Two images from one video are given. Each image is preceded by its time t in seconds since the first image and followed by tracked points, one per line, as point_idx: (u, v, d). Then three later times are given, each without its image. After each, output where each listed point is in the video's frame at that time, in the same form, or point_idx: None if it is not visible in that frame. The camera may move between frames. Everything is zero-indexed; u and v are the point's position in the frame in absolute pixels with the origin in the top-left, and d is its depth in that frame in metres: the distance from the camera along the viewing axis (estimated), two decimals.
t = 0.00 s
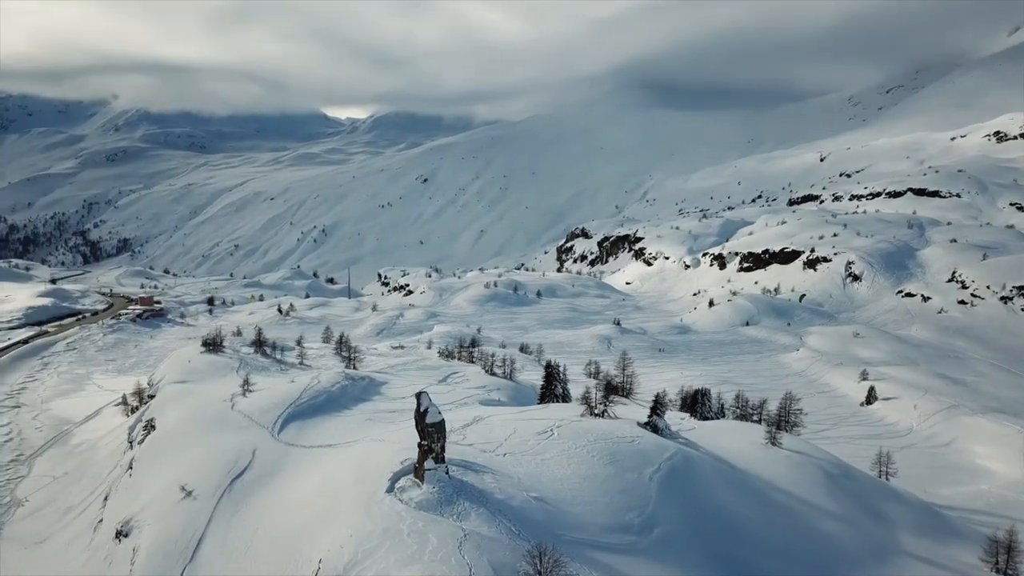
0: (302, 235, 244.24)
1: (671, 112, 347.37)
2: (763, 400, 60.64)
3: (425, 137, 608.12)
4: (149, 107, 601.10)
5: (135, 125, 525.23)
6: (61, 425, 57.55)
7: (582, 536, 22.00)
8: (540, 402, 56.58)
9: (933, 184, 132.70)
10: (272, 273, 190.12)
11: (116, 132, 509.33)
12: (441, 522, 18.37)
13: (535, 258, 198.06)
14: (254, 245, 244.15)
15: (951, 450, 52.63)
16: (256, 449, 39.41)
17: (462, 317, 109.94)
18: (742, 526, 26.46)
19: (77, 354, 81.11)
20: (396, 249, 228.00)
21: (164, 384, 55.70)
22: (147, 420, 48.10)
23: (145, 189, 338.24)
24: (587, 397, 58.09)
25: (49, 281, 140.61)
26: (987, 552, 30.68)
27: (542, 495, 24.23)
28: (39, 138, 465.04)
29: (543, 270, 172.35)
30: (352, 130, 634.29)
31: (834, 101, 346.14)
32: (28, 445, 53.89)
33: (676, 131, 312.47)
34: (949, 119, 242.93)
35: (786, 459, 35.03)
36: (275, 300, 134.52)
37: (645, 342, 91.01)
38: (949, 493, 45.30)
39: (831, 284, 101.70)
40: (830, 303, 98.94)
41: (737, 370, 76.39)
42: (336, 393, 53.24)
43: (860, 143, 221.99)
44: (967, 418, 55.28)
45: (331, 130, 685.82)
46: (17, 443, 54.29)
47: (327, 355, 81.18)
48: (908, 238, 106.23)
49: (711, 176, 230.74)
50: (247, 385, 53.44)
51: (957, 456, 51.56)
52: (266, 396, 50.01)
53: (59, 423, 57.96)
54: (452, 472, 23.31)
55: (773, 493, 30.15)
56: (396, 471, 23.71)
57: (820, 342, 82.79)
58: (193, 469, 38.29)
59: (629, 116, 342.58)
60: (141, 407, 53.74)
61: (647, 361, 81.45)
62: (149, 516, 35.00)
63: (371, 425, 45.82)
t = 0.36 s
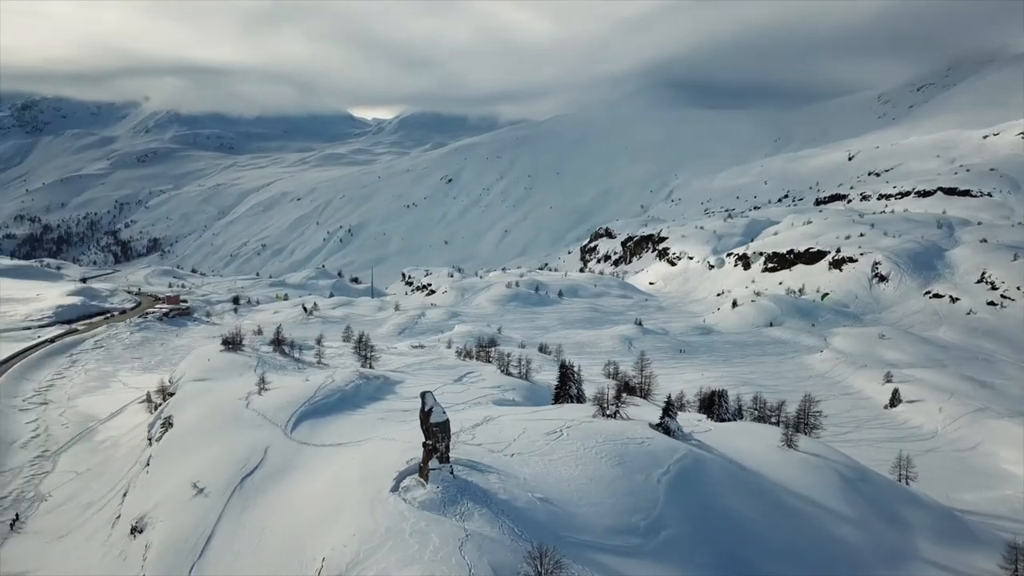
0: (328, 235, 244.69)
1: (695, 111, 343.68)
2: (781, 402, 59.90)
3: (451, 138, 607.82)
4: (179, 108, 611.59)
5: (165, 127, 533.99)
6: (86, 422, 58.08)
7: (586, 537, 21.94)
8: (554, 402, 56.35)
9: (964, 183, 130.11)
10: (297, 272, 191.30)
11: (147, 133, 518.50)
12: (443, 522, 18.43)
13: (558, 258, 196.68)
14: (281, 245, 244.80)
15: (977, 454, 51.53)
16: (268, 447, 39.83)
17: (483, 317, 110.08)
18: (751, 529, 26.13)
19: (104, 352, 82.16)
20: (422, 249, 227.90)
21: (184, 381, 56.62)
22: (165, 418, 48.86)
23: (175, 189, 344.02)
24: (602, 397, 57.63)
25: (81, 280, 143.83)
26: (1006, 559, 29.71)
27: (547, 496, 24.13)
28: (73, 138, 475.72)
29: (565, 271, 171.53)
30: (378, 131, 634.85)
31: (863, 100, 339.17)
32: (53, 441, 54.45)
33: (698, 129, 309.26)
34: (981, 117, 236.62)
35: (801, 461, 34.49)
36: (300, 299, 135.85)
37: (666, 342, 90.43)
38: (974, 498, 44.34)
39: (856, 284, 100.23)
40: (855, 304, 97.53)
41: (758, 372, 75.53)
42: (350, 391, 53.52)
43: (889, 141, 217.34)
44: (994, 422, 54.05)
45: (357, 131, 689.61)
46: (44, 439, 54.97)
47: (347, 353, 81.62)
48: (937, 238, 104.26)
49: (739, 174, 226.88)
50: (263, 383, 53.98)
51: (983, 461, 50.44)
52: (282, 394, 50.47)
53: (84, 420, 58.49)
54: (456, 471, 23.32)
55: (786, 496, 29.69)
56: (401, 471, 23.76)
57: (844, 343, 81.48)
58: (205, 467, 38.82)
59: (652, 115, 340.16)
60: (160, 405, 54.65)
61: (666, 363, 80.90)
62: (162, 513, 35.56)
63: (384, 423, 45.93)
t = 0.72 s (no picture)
0: (355, 234, 246.21)
1: (720, 109, 339.68)
2: (802, 404, 59.07)
3: (478, 138, 607.39)
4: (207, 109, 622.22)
5: (196, 128, 543.08)
6: (113, 418, 57.46)
7: (590, 539, 21.83)
8: (570, 402, 56.15)
9: (998, 182, 127.05)
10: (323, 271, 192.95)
11: (179, 134, 528.29)
12: (447, 522, 18.49)
13: (584, 258, 195.05)
14: (309, 245, 245.61)
15: (1005, 459, 50.32)
16: (282, 444, 40.28)
17: (506, 316, 110.51)
18: (763, 531, 25.75)
19: (132, 349, 83.15)
20: (449, 248, 228.47)
21: (204, 378, 57.55)
22: (184, 415, 49.63)
23: (205, 189, 349.73)
24: (618, 398, 57.25)
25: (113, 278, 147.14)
26: None
27: (553, 497, 24.05)
28: (108, 139, 486.88)
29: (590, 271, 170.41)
30: (405, 132, 636.52)
31: (895, 99, 331.54)
32: (81, 436, 53.98)
33: (724, 128, 305.90)
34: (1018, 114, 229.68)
35: (819, 464, 33.84)
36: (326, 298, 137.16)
37: (689, 343, 89.72)
38: (1000, 503, 43.27)
39: (884, 285, 98.32)
40: (883, 306, 95.75)
41: (780, 373, 74.68)
42: (366, 390, 53.86)
43: (921, 140, 212.49)
44: None
45: (383, 132, 693.62)
46: (72, 434, 54.61)
47: (367, 352, 82.03)
48: (969, 238, 101.90)
49: (767, 173, 223.33)
50: (281, 381, 54.70)
51: (1012, 465, 49.18)
52: (298, 392, 51.02)
53: (111, 415, 58.04)
54: (462, 470, 23.33)
55: (800, 500, 29.19)
56: (408, 469, 23.82)
57: (871, 344, 80.00)
58: (220, 463, 39.39)
59: (677, 113, 337.31)
60: (182, 400, 55.56)
61: (688, 363, 80.23)
62: (177, 508, 36.16)
63: (398, 422, 46.10)
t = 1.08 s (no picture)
0: (381, 234, 246.65)
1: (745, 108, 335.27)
2: (821, 406, 58.21)
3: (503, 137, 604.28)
4: (231, 110, 630.93)
5: (226, 128, 550.10)
6: (137, 415, 58.12)
7: (592, 539, 21.77)
8: (585, 402, 55.78)
9: None
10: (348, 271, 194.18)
11: (204, 135, 537.19)
12: (449, 521, 18.55)
13: (608, 258, 193.54)
14: (335, 245, 245.63)
15: None
16: (294, 442, 40.69)
17: (527, 316, 110.46)
18: (772, 533, 25.44)
19: (159, 347, 84.32)
20: (472, 248, 228.26)
21: (224, 377, 58.33)
22: (201, 413, 50.28)
23: (234, 189, 353.60)
24: (634, 398, 56.78)
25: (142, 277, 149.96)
26: None
27: (559, 497, 23.98)
28: (138, 140, 495.91)
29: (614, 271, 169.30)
30: (431, 132, 634.54)
31: (927, 97, 323.72)
32: (104, 433, 54.70)
33: (748, 126, 302.13)
34: None
35: (834, 467, 33.26)
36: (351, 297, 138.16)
37: (711, 344, 89.01)
38: None
39: (912, 287, 96.60)
40: (910, 307, 94.22)
41: (802, 374, 73.74)
42: (379, 389, 54.06)
43: (953, 138, 207.80)
44: None
45: (408, 131, 694.50)
46: (96, 430, 55.48)
47: (385, 351, 82.11)
48: (1001, 238, 99.70)
49: (795, 172, 219.84)
50: (297, 379, 55.28)
51: None
52: (313, 390, 51.51)
53: (135, 413, 58.73)
54: (467, 470, 23.33)
55: (813, 503, 28.75)
56: (413, 469, 23.91)
57: (896, 346, 78.69)
58: (234, 460, 39.88)
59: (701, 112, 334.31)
60: (201, 397, 56.48)
61: (708, 364, 79.53)
62: (191, 504, 36.69)
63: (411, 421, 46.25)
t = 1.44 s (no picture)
0: (403, 233, 246.67)
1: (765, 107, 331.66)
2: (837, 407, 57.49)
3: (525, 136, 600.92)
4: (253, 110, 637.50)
5: (250, 129, 555.18)
6: (157, 412, 58.81)
7: (594, 540, 21.65)
8: (597, 403, 55.39)
9: None
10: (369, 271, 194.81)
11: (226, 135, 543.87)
12: (449, 521, 18.56)
13: (629, 258, 191.96)
14: (358, 245, 245.47)
15: None
16: (304, 440, 40.96)
17: (545, 316, 110.24)
18: (778, 535, 25.14)
19: (181, 345, 85.43)
20: (493, 247, 227.31)
21: (240, 375, 58.97)
22: (216, 410, 50.80)
23: (257, 190, 356.48)
24: (646, 399, 56.29)
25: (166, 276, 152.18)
26: None
27: (562, 498, 23.91)
28: (164, 141, 503.40)
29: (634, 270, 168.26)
30: (453, 131, 632.09)
31: (954, 95, 316.95)
32: (125, 430, 55.27)
33: (769, 125, 298.74)
34: None
35: (848, 470, 32.72)
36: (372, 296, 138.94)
37: (731, 344, 88.26)
38: None
39: (936, 287, 95.14)
40: (934, 307, 92.85)
41: (822, 375, 72.83)
42: (391, 387, 54.33)
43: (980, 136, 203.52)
44: None
45: (430, 131, 693.46)
46: (117, 427, 56.16)
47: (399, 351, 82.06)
48: None
49: (819, 171, 216.78)
50: (309, 377, 55.67)
51: None
52: (326, 388, 51.90)
53: (156, 410, 59.40)
54: (470, 469, 23.35)
55: (823, 505, 28.38)
56: (417, 468, 23.95)
57: (919, 347, 77.54)
58: (244, 457, 40.26)
59: (721, 111, 331.42)
60: (217, 395, 57.18)
61: (727, 365, 78.88)
62: (202, 501, 37.07)
63: (421, 420, 46.44)
